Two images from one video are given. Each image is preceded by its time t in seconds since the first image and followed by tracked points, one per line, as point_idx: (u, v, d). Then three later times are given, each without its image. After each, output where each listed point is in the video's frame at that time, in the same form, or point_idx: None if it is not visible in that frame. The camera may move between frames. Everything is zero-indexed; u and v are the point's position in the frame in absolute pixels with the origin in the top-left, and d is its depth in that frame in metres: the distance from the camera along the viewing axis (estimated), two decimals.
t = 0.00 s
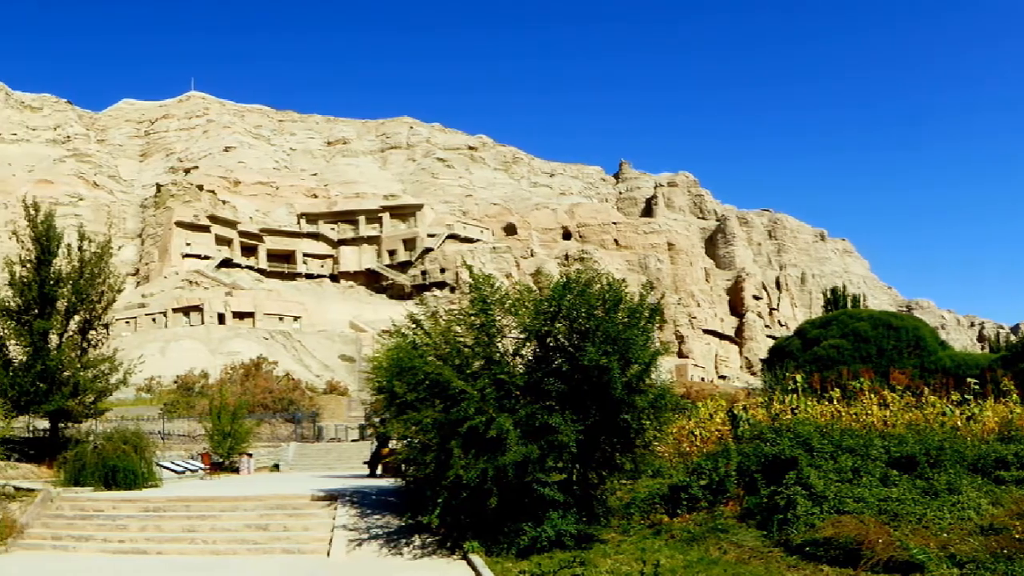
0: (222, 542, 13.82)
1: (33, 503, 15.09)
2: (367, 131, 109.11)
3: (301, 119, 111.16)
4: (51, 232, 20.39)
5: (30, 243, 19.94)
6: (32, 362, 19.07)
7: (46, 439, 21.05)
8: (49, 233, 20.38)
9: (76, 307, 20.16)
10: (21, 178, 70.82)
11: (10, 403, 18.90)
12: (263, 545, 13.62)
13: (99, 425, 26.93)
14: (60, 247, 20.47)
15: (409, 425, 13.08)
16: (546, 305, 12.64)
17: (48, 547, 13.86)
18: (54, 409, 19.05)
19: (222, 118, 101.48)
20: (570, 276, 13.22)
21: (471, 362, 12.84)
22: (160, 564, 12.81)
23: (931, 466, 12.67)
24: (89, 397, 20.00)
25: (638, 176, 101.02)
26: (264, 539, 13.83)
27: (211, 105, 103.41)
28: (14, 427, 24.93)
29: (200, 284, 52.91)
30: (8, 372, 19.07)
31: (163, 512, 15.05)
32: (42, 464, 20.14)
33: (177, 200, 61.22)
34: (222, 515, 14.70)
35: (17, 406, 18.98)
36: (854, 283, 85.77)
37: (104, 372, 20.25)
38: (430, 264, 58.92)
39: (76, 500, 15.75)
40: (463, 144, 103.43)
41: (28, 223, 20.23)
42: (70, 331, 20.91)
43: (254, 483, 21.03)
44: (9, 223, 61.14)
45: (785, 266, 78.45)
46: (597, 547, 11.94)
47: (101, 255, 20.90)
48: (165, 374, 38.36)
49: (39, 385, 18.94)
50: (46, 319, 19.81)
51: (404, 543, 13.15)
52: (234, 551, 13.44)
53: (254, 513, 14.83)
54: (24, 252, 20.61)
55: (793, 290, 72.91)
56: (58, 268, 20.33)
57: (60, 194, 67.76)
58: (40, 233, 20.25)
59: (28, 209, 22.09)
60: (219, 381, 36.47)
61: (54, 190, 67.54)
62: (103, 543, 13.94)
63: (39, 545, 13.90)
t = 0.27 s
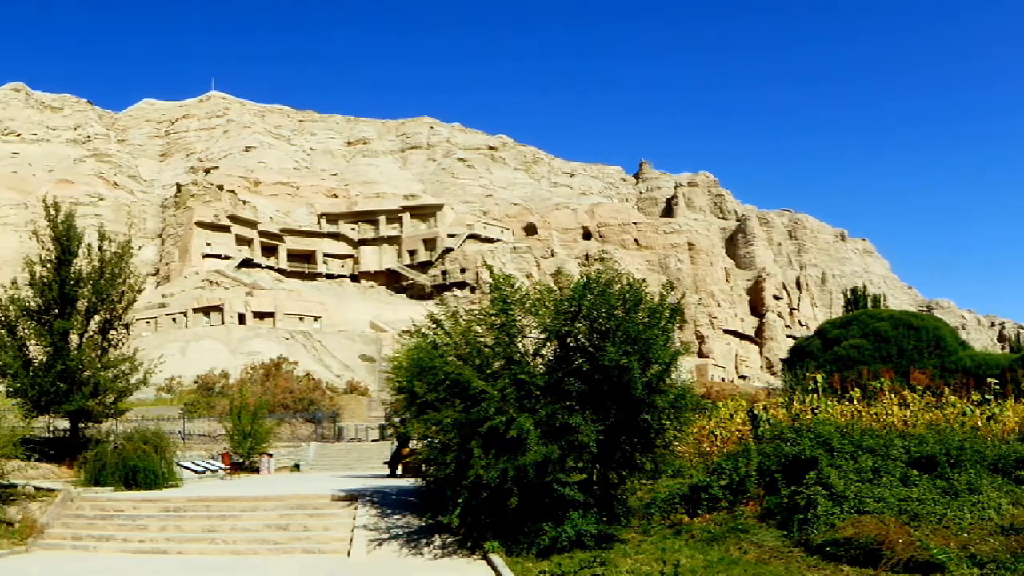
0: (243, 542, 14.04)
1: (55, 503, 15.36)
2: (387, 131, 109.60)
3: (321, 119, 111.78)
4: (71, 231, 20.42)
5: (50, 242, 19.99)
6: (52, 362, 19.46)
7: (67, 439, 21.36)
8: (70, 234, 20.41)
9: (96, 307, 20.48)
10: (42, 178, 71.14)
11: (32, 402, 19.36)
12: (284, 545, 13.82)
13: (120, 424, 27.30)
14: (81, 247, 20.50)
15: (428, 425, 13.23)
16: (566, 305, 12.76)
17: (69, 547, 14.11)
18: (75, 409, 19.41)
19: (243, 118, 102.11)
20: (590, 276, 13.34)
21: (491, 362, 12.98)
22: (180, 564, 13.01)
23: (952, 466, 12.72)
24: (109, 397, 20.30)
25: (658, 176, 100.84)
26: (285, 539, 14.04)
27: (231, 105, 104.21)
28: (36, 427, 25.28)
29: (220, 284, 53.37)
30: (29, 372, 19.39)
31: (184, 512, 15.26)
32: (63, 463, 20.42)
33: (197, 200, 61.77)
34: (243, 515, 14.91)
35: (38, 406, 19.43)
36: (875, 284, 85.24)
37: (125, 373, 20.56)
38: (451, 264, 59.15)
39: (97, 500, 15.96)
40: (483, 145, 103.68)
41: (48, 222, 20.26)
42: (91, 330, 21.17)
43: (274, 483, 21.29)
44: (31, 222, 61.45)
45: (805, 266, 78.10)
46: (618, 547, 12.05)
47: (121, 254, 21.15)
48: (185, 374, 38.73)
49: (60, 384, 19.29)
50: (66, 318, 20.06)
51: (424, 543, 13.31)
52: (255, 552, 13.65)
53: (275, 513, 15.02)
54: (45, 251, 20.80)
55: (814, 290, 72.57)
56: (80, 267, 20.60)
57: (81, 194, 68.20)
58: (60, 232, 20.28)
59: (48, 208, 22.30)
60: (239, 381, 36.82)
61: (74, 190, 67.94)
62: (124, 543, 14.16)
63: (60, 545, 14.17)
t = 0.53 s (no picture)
0: (262, 542, 14.24)
1: (74, 504, 15.69)
2: (406, 131, 110.06)
3: (340, 120, 112.36)
4: (91, 232, 20.93)
5: (71, 242, 20.49)
6: (72, 362, 19.70)
7: (86, 440, 21.71)
8: (89, 233, 20.93)
9: (115, 308, 20.78)
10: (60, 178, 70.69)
11: (52, 402, 19.69)
12: (303, 545, 14.02)
13: (140, 424, 27.63)
14: (100, 246, 21.14)
15: (447, 426, 13.38)
16: (586, 306, 12.90)
17: (88, 547, 14.35)
18: (94, 409, 19.73)
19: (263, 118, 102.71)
20: (609, 276, 13.44)
21: (511, 362, 13.12)
22: (200, 563, 13.22)
23: (971, 466, 12.78)
24: (129, 397, 20.62)
25: (678, 176, 100.64)
26: (304, 539, 14.24)
27: (251, 105, 104.91)
28: (57, 427, 25.59)
29: (240, 284, 53.83)
30: (49, 372, 19.74)
31: (203, 512, 15.48)
32: (82, 463, 20.74)
33: (217, 200, 62.27)
34: (262, 515, 15.11)
35: (58, 406, 19.76)
36: (895, 284, 84.73)
37: (144, 373, 20.89)
38: (470, 264, 59.38)
39: (116, 500, 16.27)
40: (503, 145, 103.89)
41: (69, 223, 20.77)
42: (111, 330, 21.53)
43: (293, 484, 21.52)
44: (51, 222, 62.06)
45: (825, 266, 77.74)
46: (637, 547, 12.15)
47: (141, 255, 21.55)
48: (205, 374, 39.09)
49: (79, 385, 19.62)
50: (86, 318, 20.40)
51: (444, 543, 13.46)
52: (274, 552, 13.84)
53: (295, 513, 15.22)
54: (65, 251, 21.15)
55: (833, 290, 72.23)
56: (99, 267, 20.95)
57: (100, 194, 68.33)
58: (80, 232, 20.80)
59: (68, 208, 22.67)
60: (259, 381, 37.17)
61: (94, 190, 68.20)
62: (143, 543, 14.38)
63: (80, 545, 14.41)
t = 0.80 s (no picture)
0: (281, 542, 14.43)
1: (93, 503, 15.90)
2: (425, 132, 110.47)
3: (360, 119, 112.87)
4: (110, 232, 21.14)
5: (90, 243, 20.68)
6: (92, 362, 20.11)
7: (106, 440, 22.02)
8: (108, 233, 21.18)
9: (135, 307, 21.10)
10: (79, 178, 70.69)
11: (71, 402, 20.06)
12: (323, 545, 14.20)
13: (160, 425, 27.95)
14: (120, 246, 21.26)
15: (467, 426, 13.53)
16: (605, 305, 13.01)
17: (107, 547, 14.56)
18: (113, 409, 20.01)
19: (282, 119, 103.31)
20: (628, 276, 13.55)
21: (530, 362, 13.26)
22: (220, 563, 13.42)
23: (991, 466, 12.83)
24: (148, 397, 20.88)
25: (697, 176, 100.41)
26: (324, 539, 14.43)
27: (270, 105, 105.52)
28: (77, 427, 25.93)
29: (259, 284, 54.25)
30: (69, 372, 20.06)
31: (222, 512, 15.69)
32: (102, 463, 21.04)
33: (237, 200, 62.75)
34: (281, 515, 15.30)
35: (77, 406, 20.12)
36: (915, 284, 84.24)
37: (163, 373, 21.17)
38: (489, 264, 59.58)
39: (135, 500, 16.48)
40: (522, 145, 104.05)
41: (87, 224, 20.97)
42: (131, 330, 21.78)
43: (311, 484, 21.76)
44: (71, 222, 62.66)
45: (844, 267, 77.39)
46: (656, 547, 12.23)
47: (160, 255, 21.86)
48: (224, 374, 39.44)
49: (99, 385, 19.95)
50: (105, 318, 20.74)
51: (463, 543, 13.60)
52: (294, 552, 14.03)
53: (315, 513, 15.42)
54: (84, 250, 21.37)
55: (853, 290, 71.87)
56: (118, 268, 21.22)
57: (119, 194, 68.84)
58: (99, 233, 20.99)
59: (88, 208, 23.00)
60: (278, 381, 37.50)
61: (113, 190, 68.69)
62: (163, 543, 14.59)
63: (99, 545, 14.63)
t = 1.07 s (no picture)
0: (300, 542, 14.63)
1: (112, 503, 16.13)
2: (444, 132, 110.81)
3: (378, 120, 113.35)
4: (129, 231, 21.70)
5: (108, 242, 21.24)
6: (110, 362, 20.33)
7: (124, 440, 22.35)
8: (127, 233, 21.72)
9: (153, 307, 21.43)
10: (98, 178, 71.35)
11: (90, 402, 20.24)
12: (342, 544, 14.40)
13: (178, 424, 28.30)
14: (138, 245, 21.84)
15: (486, 425, 13.69)
16: (624, 305, 13.12)
17: (126, 547, 14.78)
18: (132, 409, 20.27)
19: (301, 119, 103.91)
20: (647, 276, 13.64)
21: (550, 362, 13.41)
22: (238, 563, 13.62)
23: (1009, 466, 12.89)
24: (166, 397, 21.16)
25: (716, 176, 100.14)
26: (343, 539, 14.63)
27: (288, 105, 106.16)
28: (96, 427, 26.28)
29: (277, 284, 54.66)
30: (87, 372, 20.33)
31: (241, 512, 15.91)
32: (120, 464, 21.32)
33: (255, 200, 63.20)
34: (300, 515, 15.51)
35: (96, 406, 20.31)
36: (933, 284, 83.76)
37: (182, 373, 21.47)
38: (508, 264, 59.75)
39: (153, 500, 16.74)
40: (540, 145, 104.16)
41: (107, 223, 21.58)
42: (149, 330, 22.10)
43: (330, 484, 21.98)
44: (90, 222, 63.26)
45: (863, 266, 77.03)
46: (674, 547, 12.32)
47: (178, 255, 22.17)
48: (242, 374, 39.78)
49: (117, 384, 20.20)
50: (124, 318, 21.08)
51: (482, 542, 13.74)
52: (313, 551, 14.23)
53: (333, 513, 15.63)
54: (103, 251, 21.83)
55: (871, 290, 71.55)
56: (136, 268, 21.62)
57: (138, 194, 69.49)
58: (118, 232, 21.59)
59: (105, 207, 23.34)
60: (296, 381, 37.79)
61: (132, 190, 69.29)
62: (181, 543, 14.79)
63: (117, 545, 14.85)
